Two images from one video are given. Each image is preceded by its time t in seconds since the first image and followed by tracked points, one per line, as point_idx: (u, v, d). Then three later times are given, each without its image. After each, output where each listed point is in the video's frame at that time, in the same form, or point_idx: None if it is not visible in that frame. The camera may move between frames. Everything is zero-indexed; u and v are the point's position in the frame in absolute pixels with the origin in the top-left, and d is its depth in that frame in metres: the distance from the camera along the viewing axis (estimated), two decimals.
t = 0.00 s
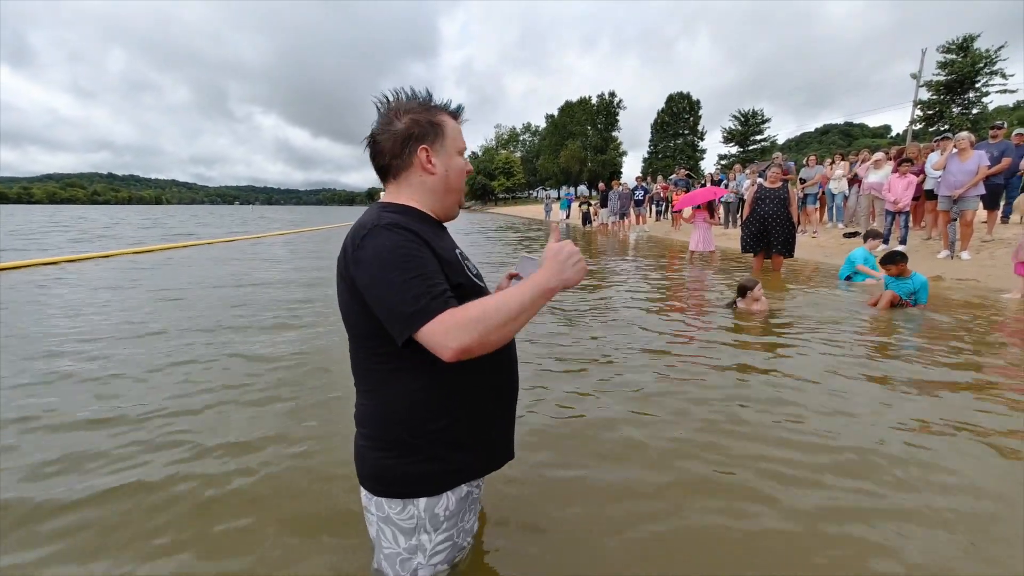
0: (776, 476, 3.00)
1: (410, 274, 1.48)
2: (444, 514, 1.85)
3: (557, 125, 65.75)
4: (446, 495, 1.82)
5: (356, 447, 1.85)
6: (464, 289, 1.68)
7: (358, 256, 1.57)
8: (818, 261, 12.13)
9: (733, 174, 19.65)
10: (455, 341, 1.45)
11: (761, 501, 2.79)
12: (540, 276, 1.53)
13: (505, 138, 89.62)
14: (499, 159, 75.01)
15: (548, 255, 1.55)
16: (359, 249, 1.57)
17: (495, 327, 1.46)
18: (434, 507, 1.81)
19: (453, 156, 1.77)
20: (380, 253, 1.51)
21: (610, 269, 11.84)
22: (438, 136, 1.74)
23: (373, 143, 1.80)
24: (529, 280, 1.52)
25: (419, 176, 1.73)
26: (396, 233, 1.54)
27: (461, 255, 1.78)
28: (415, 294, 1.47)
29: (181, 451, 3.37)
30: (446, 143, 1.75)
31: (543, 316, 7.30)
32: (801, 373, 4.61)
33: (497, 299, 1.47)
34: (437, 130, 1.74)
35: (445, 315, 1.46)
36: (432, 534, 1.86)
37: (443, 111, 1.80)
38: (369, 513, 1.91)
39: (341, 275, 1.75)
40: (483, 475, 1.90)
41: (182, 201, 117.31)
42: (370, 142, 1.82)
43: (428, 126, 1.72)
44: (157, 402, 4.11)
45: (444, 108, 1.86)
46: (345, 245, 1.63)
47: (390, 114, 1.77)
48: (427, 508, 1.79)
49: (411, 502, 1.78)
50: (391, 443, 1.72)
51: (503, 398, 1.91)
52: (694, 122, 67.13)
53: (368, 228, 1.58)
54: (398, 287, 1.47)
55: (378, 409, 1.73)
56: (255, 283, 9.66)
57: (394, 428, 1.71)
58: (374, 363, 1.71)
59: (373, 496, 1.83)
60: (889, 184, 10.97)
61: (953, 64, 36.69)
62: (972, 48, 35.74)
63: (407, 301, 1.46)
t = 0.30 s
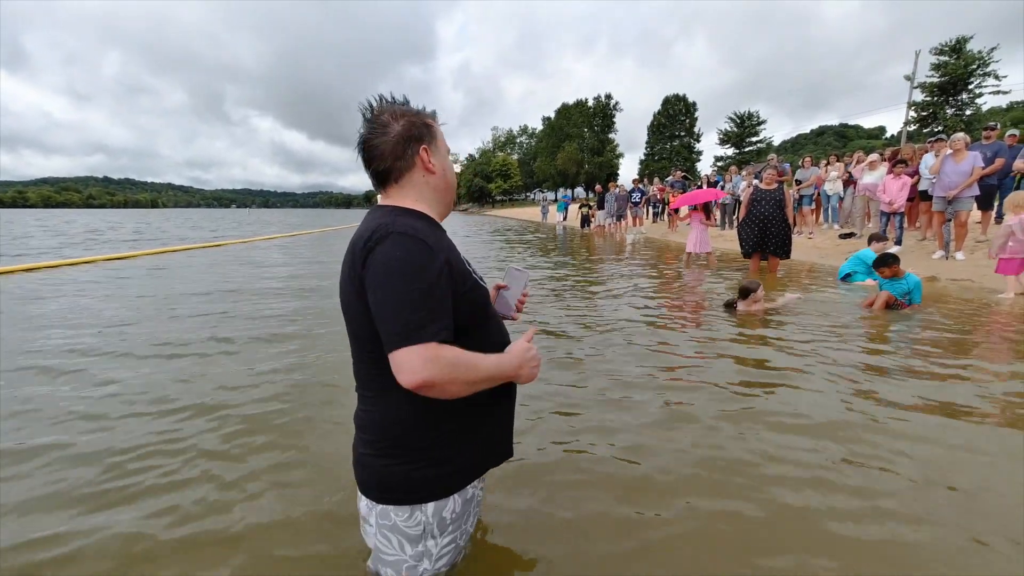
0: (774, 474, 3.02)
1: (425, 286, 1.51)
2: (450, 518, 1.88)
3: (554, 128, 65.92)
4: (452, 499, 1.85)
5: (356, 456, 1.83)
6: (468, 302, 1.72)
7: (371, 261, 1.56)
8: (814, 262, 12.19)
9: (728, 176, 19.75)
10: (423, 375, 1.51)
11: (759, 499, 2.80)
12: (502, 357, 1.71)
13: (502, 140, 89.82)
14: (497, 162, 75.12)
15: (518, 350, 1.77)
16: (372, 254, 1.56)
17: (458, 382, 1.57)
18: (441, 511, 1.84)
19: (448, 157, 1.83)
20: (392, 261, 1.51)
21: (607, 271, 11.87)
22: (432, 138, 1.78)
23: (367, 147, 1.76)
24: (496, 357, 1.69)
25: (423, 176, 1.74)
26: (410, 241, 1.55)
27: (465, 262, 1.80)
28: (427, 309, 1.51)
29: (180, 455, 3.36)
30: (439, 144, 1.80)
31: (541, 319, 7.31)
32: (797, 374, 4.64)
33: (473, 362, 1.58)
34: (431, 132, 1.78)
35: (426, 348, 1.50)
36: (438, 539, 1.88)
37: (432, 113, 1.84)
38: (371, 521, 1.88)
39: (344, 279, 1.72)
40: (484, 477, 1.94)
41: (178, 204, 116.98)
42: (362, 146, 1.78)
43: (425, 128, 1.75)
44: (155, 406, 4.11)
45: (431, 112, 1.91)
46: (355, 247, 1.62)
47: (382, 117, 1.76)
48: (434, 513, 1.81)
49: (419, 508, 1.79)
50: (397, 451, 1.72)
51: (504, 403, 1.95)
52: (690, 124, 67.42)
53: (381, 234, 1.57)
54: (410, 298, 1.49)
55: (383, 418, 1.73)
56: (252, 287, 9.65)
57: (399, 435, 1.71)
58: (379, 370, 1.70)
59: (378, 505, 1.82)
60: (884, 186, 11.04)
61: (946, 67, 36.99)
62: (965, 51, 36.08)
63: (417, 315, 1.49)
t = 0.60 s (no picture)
0: (770, 477, 3.06)
1: (431, 286, 1.52)
2: (454, 513, 1.90)
3: (551, 126, 65.86)
4: (455, 494, 1.86)
5: (357, 456, 1.83)
6: (471, 296, 1.73)
7: (374, 264, 1.56)
8: (811, 259, 12.23)
9: (726, 173, 19.76)
10: (441, 377, 1.55)
11: (756, 501, 2.84)
12: (498, 333, 1.72)
13: (500, 138, 89.67)
14: (494, 160, 75.07)
15: (507, 323, 1.77)
16: (375, 256, 1.56)
17: (471, 373, 1.61)
18: (444, 506, 1.85)
19: (445, 155, 1.83)
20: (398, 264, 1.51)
21: (605, 269, 11.88)
22: (429, 135, 1.78)
23: (362, 144, 1.76)
24: (494, 336, 1.70)
25: (418, 175, 1.74)
26: (413, 241, 1.54)
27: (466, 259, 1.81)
28: (436, 309, 1.52)
29: (181, 461, 3.38)
30: (436, 142, 1.80)
31: (540, 317, 7.33)
32: (794, 371, 4.66)
33: (477, 350, 1.60)
34: (428, 129, 1.78)
35: (438, 350, 1.53)
36: (442, 534, 1.89)
37: (429, 109, 1.84)
38: (374, 522, 1.87)
39: (344, 280, 1.71)
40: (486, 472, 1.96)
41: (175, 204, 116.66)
42: (358, 143, 1.78)
43: (421, 126, 1.75)
44: (155, 411, 4.13)
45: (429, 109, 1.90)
46: (357, 252, 1.61)
47: (378, 114, 1.76)
48: (438, 509, 1.83)
49: (423, 504, 1.79)
50: (400, 449, 1.72)
51: (503, 398, 1.97)
52: (688, 121, 67.38)
53: (383, 235, 1.56)
54: (418, 301, 1.50)
55: (385, 417, 1.73)
56: (249, 287, 9.64)
57: (401, 434, 1.71)
58: (380, 369, 1.70)
59: (381, 504, 1.81)
60: (881, 183, 11.05)
61: (943, 63, 37.01)
62: (962, 47, 36.09)
63: (427, 318, 1.51)
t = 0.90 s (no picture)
0: (771, 474, 3.06)
1: (434, 287, 1.53)
2: (455, 511, 1.90)
3: (552, 126, 65.86)
4: (456, 493, 1.87)
5: (357, 455, 1.83)
6: (471, 296, 1.74)
7: (375, 266, 1.56)
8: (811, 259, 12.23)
9: (726, 174, 19.79)
10: (450, 376, 1.56)
11: (757, 498, 2.84)
12: (498, 328, 1.72)
13: (500, 138, 89.70)
14: (495, 160, 75.13)
15: (504, 316, 1.78)
16: (376, 259, 1.56)
17: (477, 371, 1.62)
18: (446, 505, 1.85)
19: (443, 156, 1.83)
20: (400, 266, 1.51)
21: (605, 269, 11.89)
22: (428, 135, 1.78)
23: (361, 143, 1.77)
24: (496, 331, 1.71)
25: (416, 175, 1.74)
26: (414, 244, 1.54)
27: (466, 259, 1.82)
28: (440, 311, 1.53)
29: (183, 456, 3.38)
30: (435, 142, 1.80)
31: (539, 316, 7.35)
32: (794, 371, 4.67)
33: (482, 346, 1.62)
34: (427, 129, 1.78)
35: (446, 350, 1.54)
36: (443, 532, 1.89)
37: (429, 109, 1.84)
38: (375, 521, 1.87)
39: (344, 281, 1.70)
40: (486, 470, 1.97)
41: (175, 204, 116.81)
42: (356, 142, 1.78)
43: (420, 125, 1.75)
44: (156, 408, 4.13)
45: (430, 108, 1.90)
46: (357, 254, 1.60)
47: (378, 113, 1.76)
48: (440, 507, 1.83)
49: (424, 503, 1.80)
50: (401, 449, 1.72)
51: (502, 397, 1.98)
52: (688, 122, 67.40)
53: (384, 237, 1.56)
54: (422, 303, 1.51)
55: (386, 417, 1.72)
56: (250, 287, 9.65)
57: (403, 434, 1.72)
58: (381, 369, 1.70)
59: (382, 504, 1.81)
60: (881, 183, 11.05)
61: (943, 64, 37.04)
62: (962, 47, 36.11)
63: (432, 320, 1.52)
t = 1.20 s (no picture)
0: (766, 480, 3.07)
1: (430, 292, 1.53)
2: (452, 516, 1.90)
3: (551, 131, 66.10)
4: (453, 498, 1.87)
5: (354, 461, 1.82)
6: (467, 301, 1.74)
7: (371, 270, 1.56)
8: (809, 266, 12.27)
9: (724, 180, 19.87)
10: (444, 380, 1.56)
11: (756, 505, 2.84)
12: (493, 334, 1.72)
13: (500, 143, 89.99)
14: (495, 165, 75.35)
15: (501, 322, 1.77)
16: (372, 263, 1.56)
17: (471, 376, 1.62)
18: (443, 510, 1.85)
19: (441, 162, 1.84)
20: (396, 270, 1.51)
21: (603, 274, 11.92)
22: (427, 142, 1.79)
23: (359, 148, 1.77)
24: (491, 337, 1.70)
25: (413, 182, 1.75)
26: (410, 248, 1.55)
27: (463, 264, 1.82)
28: (435, 315, 1.53)
29: (179, 464, 3.36)
30: (434, 149, 1.81)
31: (538, 321, 7.36)
32: (792, 378, 4.67)
33: (476, 351, 1.61)
34: (426, 136, 1.79)
35: (440, 354, 1.54)
36: (440, 538, 1.89)
37: (429, 116, 1.85)
38: (371, 527, 1.87)
39: (341, 285, 1.71)
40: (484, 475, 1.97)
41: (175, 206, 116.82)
42: (355, 147, 1.79)
43: (419, 132, 1.76)
44: (152, 414, 4.11)
45: (430, 115, 1.90)
46: (354, 257, 1.61)
47: (377, 119, 1.77)
48: (436, 513, 1.83)
49: (421, 508, 1.80)
50: (397, 454, 1.72)
51: (500, 402, 1.98)
52: (687, 128, 67.69)
53: (379, 242, 1.56)
54: (417, 307, 1.51)
55: (383, 422, 1.72)
56: (247, 290, 9.62)
57: (400, 438, 1.71)
58: (378, 374, 1.70)
59: (378, 509, 1.81)
60: (878, 191, 11.11)
61: (939, 73, 37.32)
62: (958, 56, 36.33)
63: (427, 324, 1.52)
